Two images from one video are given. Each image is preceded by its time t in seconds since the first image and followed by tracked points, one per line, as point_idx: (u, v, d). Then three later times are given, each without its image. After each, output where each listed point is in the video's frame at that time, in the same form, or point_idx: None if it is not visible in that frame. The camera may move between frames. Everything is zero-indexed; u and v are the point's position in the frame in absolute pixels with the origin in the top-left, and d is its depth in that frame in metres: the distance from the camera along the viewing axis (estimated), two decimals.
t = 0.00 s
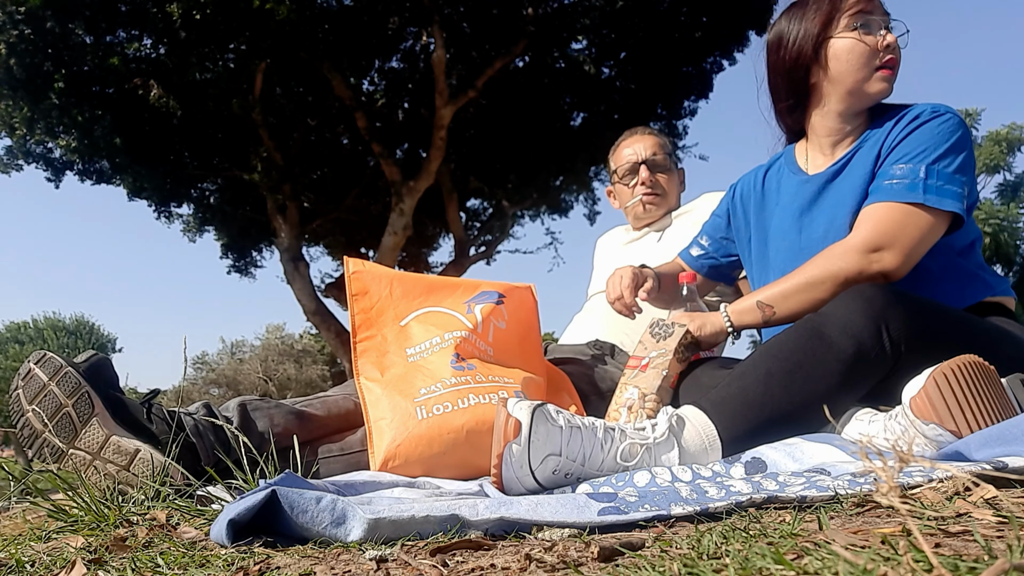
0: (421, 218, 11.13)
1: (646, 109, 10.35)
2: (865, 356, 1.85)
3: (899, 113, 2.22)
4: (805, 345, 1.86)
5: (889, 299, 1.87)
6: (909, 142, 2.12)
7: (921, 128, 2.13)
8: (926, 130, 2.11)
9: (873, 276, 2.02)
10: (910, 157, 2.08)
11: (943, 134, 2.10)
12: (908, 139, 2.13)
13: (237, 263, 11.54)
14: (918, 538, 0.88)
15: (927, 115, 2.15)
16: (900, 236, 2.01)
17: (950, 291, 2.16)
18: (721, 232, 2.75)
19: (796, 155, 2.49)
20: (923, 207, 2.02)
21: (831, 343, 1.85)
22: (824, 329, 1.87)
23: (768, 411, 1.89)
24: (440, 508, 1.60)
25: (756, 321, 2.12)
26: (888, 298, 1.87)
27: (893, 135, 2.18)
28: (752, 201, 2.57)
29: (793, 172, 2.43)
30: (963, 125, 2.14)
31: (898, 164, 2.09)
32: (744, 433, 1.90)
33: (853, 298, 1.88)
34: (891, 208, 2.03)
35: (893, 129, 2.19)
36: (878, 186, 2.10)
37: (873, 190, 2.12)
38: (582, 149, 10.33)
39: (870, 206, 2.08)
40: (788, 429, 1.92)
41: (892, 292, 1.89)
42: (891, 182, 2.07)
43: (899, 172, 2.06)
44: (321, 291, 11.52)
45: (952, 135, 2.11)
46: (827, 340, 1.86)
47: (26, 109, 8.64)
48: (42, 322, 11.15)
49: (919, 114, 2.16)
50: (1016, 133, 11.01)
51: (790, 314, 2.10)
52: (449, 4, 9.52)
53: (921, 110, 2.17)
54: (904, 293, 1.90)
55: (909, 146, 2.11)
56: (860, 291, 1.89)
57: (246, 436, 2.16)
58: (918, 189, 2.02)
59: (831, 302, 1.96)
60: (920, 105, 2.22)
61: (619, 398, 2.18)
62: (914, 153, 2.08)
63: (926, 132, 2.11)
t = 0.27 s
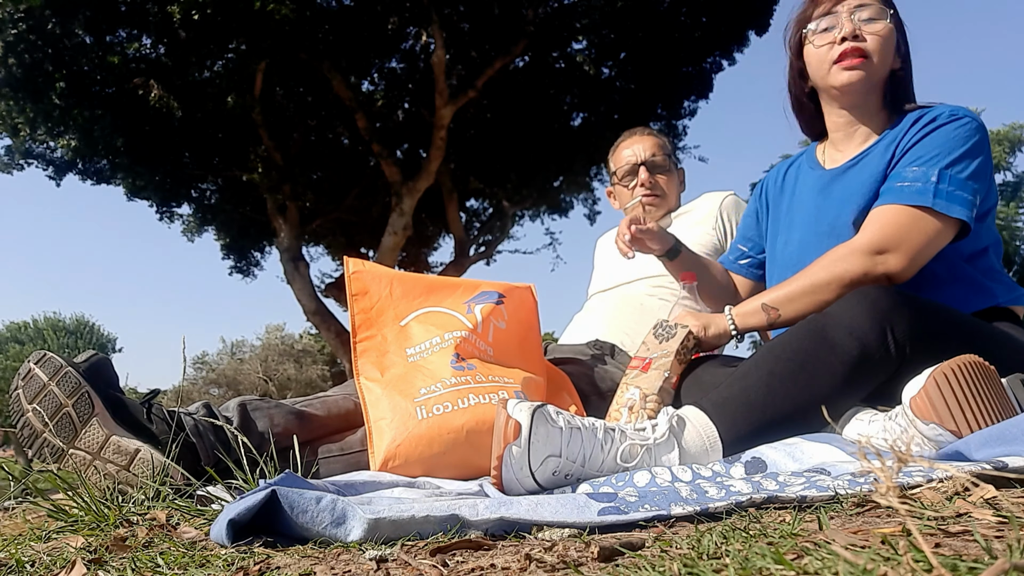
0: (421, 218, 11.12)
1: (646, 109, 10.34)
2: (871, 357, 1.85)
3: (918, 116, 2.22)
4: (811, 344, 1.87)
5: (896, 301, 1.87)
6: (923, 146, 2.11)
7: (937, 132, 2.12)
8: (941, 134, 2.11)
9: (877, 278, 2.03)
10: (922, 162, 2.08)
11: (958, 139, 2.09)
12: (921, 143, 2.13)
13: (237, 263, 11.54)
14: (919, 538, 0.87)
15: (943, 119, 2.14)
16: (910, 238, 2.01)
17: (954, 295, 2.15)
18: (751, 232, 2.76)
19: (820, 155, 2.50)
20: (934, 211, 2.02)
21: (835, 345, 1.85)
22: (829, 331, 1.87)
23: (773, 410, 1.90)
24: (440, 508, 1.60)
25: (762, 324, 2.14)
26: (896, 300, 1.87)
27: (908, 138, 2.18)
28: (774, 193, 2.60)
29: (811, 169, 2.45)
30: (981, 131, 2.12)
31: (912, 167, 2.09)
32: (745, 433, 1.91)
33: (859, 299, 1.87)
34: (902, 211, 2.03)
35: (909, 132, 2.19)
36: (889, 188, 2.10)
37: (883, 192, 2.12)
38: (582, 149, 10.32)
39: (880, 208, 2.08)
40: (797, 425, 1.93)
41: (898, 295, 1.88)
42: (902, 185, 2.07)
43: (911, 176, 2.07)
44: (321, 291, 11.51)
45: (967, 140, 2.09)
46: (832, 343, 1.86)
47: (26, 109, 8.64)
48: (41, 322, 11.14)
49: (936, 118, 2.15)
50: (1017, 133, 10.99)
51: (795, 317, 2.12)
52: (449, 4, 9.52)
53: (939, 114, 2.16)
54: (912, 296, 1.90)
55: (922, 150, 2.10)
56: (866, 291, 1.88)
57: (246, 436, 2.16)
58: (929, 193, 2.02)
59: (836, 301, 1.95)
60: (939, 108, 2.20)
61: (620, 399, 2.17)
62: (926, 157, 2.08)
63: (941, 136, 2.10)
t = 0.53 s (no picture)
0: (421, 218, 11.12)
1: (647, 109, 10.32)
2: (873, 358, 1.85)
3: (922, 116, 2.19)
4: (811, 345, 1.86)
5: (897, 303, 1.86)
6: (920, 146, 2.09)
7: (936, 131, 2.09)
8: (939, 133, 2.08)
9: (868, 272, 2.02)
10: (918, 160, 2.06)
11: (955, 137, 2.06)
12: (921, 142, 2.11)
13: (237, 263, 11.53)
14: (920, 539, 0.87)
15: (944, 118, 2.11)
16: (897, 233, 2.00)
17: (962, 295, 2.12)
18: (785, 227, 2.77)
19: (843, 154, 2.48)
20: (925, 208, 2.00)
21: (836, 347, 1.85)
22: (830, 331, 1.86)
23: (776, 410, 1.90)
24: (440, 508, 1.59)
25: (751, 316, 2.15)
26: (895, 302, 1.86)
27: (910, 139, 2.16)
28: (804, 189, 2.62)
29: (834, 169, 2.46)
30: (984, 130, 2.08)
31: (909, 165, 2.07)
32: (747, 434, 1.92)
33: (858, 301, 1.86)
34: (895, 207, 2.02)
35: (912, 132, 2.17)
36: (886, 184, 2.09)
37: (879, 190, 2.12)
38: (582, 149, 10.33)
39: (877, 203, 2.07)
40: (801, 424, 1.93)
41: (898, 295, 1.87)
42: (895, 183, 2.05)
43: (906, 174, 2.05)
44: (321, 291, 11.50)
45: (967, 137, 2.06)
46: (833, 344, 1.85)
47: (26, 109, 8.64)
48: (41, 322, 11.13)
49: (938, 117, 2.13)
50: (1018, 133, 10.95)
51: (785, 308, 2.11)
52: (450, 4, 9.52)
53: (941, 113, 2.13)
54: (910, 295, 1.88)
55: (920, 149, 2.09)
56: (864, 292, 1.87)
57: (246, 436, 2.16)
58: (921, 189, 2.00)
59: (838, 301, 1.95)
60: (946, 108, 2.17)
61: (620, 398, 2.17)
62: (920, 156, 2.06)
63: (939, 135, 2.07)
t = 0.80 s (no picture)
0: (421, 218, 11.13)
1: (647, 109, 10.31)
2: (874, 358, 1.85)
3: (936, 121, 2.19)
4: (812, 346, 1.87)
5: (901, 305, 1.86)
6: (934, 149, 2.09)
7: (952, 134, 2.09)
8: (954, 136, 2.07)
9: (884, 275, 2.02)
10: (933, 162, 2.05)
11: (971, 141, 2.04)
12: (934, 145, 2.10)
13: (237, 263, 11.52)
14: (919, 539, 0.87)
15: (961, 122, 2.11)
16: (914, 234, 1.98)
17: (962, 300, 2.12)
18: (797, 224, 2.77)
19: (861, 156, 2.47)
20: (943, 212, 1.98)
21: (838, 348, 1.85)
22: (831, 333, 1.86)
23: (776, 410, 1.90)
24: (440, 508, 1.59)
25: (767, 320, 2.15)
26: (899, 305, 1.86)
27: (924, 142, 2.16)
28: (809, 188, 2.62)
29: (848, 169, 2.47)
30: (1000, 135, 2.08)
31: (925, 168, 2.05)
32: (748, 434, 1.92)
33: (862, 302, 1.86)
34: (911, 210, 2.01)
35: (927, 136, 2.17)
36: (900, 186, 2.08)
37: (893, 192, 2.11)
38: (582, 149, 10.34)
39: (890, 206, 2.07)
40: (802, 423, 1.93)
41: (903, 298, 1.87)
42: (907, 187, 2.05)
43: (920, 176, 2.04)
44: (321, 291, 11.50)
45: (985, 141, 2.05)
46: (834, 345, 1.86)
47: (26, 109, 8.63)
48: (42, 322, 11.13)
49: (955, 121, 2.13)
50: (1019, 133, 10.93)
51: (802, 311, 2.12)
52: (449, 4, 9.53)
53: (958, 118, 2.13)
54: (915, 299, 1.88)
55: (934, 152, 2.08)
56: (869, 294, 1.87)
57: (246, 436, 2.16)
58: (940, 193, 1.99)
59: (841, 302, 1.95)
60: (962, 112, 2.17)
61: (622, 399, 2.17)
62: (936, 159, 2.05)
63: (954, 138, 2.07)
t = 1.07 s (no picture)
0: (421, 218, 11.13)
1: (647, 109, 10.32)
2: (874, 358, 1.85)
3: (937, 120, 2.18)
4: (812, 347, 1.87)
5: (900, 305, 1.86)
6: (938, 149, 2.08)
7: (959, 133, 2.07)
8: (959, 136, 2.06)
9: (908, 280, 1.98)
10: (946, 160, 2.03)
11: (976, 141, 2.04)
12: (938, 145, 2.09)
13: (237, 263, 11.52)
14: (919, 539, 0.88)
15: (963, 121, 2.10)
16: (937, 241, 1.96)
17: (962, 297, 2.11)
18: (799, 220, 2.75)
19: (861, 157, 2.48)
20: (958, 212, 1.97)
21: (837, 348, 1.85)
22: (831, 333, 1.87)
23: (777, 410, 1.90)
24: (440, 509, 1.60)
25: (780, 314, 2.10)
26: (898, 305, 1.86)
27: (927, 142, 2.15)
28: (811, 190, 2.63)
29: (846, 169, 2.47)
30: (1003, 132, 2.07)
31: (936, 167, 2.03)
32: (747, 434, 1.91)
33: (862, 303, 1.86)
34: (927, 212, 1.98)
35: (931, 135, 2.15)
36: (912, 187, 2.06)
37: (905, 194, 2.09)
38: (582, 149, 10.34)
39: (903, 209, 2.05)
40: (802, 423, 1.93)
41: (903, 298, 1.87)
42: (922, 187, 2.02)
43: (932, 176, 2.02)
44: (321, 291, 11.51)
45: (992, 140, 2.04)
46: (834, 345, 1.86)
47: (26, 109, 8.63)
48: (42, 322, 11.14)
49: (958, 119, 2.12)
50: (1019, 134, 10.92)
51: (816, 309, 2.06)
52: (450, 4, 9.53)
53: (960, 116, 2.12)
54: (914, 299, 1.88)
55: (939, 152, 2.07)
56: (869, 295, 1.87)
57: (246, 437, 2.16)
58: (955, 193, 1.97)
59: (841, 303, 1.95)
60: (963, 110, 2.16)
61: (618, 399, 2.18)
62: (943, 159, 2.04)
63: (960, 138, 2.06)
